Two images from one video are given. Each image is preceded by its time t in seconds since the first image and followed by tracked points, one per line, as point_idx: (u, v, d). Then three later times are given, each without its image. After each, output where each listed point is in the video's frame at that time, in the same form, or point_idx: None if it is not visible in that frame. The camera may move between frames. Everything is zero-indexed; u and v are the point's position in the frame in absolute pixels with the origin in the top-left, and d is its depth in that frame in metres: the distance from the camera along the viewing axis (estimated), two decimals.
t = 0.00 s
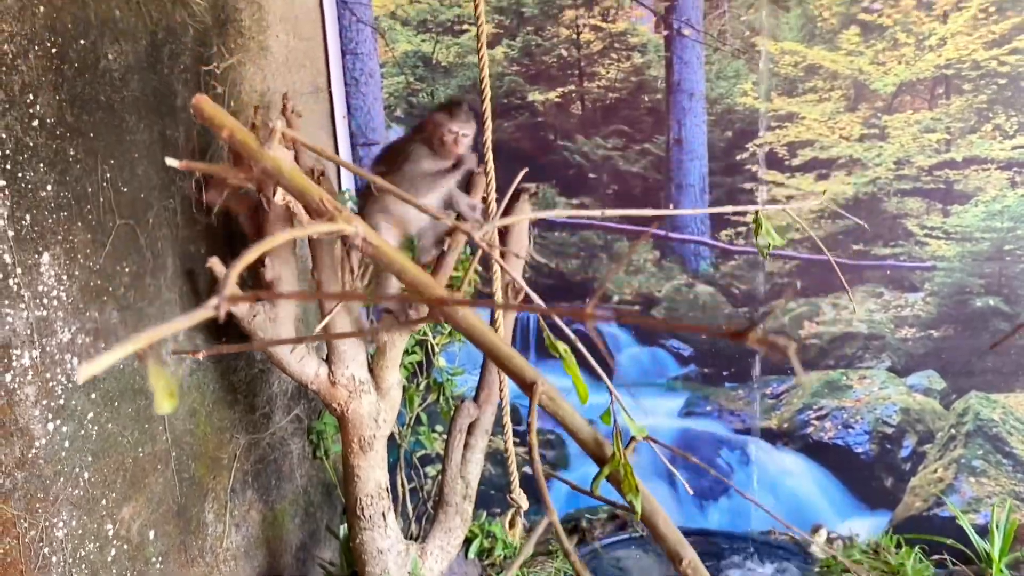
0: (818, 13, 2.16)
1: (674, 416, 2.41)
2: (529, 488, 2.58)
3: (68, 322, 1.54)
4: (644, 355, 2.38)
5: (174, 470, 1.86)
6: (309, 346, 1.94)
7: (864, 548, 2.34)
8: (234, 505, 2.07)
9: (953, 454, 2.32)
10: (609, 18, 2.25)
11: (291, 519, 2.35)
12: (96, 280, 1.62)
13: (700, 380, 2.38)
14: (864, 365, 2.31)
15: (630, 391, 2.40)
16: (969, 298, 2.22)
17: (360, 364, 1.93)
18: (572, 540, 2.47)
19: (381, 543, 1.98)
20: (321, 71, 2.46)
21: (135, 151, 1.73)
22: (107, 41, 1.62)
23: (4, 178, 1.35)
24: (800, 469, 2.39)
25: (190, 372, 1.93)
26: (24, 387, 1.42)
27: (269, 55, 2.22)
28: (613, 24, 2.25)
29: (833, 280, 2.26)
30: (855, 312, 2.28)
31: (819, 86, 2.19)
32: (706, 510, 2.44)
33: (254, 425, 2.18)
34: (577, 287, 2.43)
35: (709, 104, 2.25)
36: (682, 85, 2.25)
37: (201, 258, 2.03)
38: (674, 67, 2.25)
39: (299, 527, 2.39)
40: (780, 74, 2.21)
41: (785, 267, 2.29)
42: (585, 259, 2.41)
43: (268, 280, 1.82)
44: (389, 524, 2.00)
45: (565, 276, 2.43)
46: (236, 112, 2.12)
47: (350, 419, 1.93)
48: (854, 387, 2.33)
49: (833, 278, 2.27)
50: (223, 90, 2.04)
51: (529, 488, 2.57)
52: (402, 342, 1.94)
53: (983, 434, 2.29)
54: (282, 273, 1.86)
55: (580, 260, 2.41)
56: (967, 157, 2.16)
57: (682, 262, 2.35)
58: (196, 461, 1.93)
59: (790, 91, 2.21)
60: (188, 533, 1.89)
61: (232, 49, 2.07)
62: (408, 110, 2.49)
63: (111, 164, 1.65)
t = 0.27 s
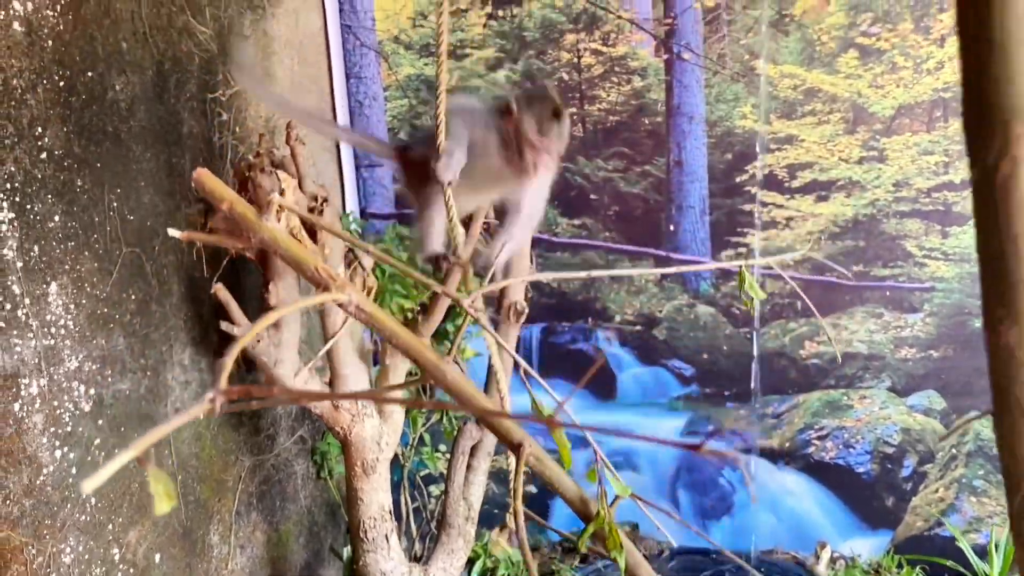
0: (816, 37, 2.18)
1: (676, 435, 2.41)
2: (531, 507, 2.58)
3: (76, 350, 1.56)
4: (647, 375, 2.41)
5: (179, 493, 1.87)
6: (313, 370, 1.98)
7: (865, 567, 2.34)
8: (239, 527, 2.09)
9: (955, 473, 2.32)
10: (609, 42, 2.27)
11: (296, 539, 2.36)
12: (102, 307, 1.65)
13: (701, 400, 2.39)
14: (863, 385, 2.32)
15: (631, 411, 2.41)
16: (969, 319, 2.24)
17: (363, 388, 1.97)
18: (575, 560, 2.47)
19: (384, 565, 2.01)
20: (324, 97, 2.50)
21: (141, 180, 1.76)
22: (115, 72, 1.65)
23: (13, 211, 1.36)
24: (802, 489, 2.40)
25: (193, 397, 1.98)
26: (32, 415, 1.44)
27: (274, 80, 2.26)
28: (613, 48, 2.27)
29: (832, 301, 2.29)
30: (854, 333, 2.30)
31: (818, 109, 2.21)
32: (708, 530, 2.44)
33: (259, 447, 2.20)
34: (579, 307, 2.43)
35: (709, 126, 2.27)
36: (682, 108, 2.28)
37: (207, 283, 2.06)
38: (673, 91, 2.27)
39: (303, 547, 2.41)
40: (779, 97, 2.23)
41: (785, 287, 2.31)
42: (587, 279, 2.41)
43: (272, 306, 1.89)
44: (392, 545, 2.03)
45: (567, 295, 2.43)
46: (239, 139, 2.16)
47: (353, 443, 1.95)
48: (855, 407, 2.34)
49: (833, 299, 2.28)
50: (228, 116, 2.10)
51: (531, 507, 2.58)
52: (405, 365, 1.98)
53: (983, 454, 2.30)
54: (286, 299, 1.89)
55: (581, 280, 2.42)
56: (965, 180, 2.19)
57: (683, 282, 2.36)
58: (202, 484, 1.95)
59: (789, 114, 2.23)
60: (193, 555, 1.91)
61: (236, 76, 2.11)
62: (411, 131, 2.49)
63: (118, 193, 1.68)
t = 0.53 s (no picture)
0: (805, 53, 2.19)
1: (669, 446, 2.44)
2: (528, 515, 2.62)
3: (73, 373, 1.59)
4: (639, 387, 2.43)
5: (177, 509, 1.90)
6: (308, 387, 2.02)
7: None
8: (236, 541, 2.11)
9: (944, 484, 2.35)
10: (600, 59, 2.29)
11: (293, 551, 2.39)
12: (100, 330, 1.67)
13: (693, 411, 2.42)
14: (854, 397, 2.33)
15: (623, 422, 2.45)
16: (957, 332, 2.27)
17: (358, 405, 2.02)
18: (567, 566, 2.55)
19: None
20: (321, 113, 2.52)
21: (137, 202, 1.78)
22: (111, 97, 1.67)
23: (10, 238, 1.37)
24: (793, 499, 2.43)
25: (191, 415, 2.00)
26: (30, 438, 1.46)
27: (269, 98, 2.29)
28: (604, 65, 2.30)
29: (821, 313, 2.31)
30: (844, 345, 2.31)
31: (807, 124, 2.23)
32: (701, 539, 2.48)
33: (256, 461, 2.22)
34: (572, 319, 2.47)
35: (699, 142, 2.30)
36: (672, 124, 2.30)
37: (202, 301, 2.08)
38: (663, 107, 2.30)
39: (300, 558, 2.43)
40: (768, 113, 2.25)
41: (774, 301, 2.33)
42: (580, 292, 2.45)
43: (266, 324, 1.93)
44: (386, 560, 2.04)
45: (560, 308, 2.48)
46: (235, 159, 2.16)
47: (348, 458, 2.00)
48: (845, 418, 2.35)
49: (822, 312, 2.31)
50: (223, 135, 2.11)
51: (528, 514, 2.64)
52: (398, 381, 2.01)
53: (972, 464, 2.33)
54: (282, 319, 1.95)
55: (575, 293, 2.46)
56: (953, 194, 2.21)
57: (675, 295, 2.39)
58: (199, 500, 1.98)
59: (778, 129, 2.24)
60: (190, 571, 1.93)
61: (232, 95, 2.13)
62: (405, 148, 2.51)
63: (115, 216, 1.70)
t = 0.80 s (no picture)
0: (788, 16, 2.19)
1: (649, 408, 2.47)
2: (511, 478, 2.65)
3: (52, 333, 1.58)
4: (620, 350, 2.46)
5: (159, 469, 1.92)
6: (290, 350, 2.03)
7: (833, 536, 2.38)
8: (220, 502, 2.14)
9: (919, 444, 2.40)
10: (583, 21, 2.28)
11: (277, 511, 2.42)
12: (79, 291, 1.67)
13: (673, 374, 2.44)
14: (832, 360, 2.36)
15: (604, 385, 2.49)
16: (933, 295, 2.30)
17: (340, 368, 2.06)
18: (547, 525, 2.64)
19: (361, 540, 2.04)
20: (302, 77, 2.50)
21: (116, 164, 1.77)
22: (88, 57, 1.64)
23: None
24: (771, 460, 2.46)
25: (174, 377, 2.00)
26: (10, 398, 1.45)
27: (249, 60, 2.26)
28: (587, 27, 2.28)
29: (800, 277, 2.33)
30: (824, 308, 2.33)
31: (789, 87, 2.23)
32: (680, 500, 2.51)
33: (239, 423, 2.24)
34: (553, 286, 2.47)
35: (681, 106, 2.30)
36: (655, 87, 2.30)
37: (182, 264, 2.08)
38: (646, 70, 2.29)
39: (285, 519, 2.46)
40: (750, 77, 2.24)
41: (754, 264, 2.35)
42: (563, 258, 2.44)
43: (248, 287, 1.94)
44: (369, 518, 2.09)
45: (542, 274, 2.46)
46: (215, 122, 2.15)
47: (331, 420, 2.02)
48: (823, 380, 2.38)
49: (801, 275, 2.33)
50: (202, 97, 2.09)
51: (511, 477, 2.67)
52: (379, 344, 2.03)
53: (946, 425, 2.37)
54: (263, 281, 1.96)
55: (556, 259, 2.44)
56: (931, 158, 2.22)
57: (656, 260, 2.41)
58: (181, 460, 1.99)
59: (759, 93, 2.24)
60: (173, 531, 1.96)
61: (211, 56, 2.10)
62: (387, 112, 2.49)
63: (94, 178, 1.69)
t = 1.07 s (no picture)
0: None
1: (630, 364, 2.49)
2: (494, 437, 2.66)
3: (27, 280, 1.56)
4: (601, 307, 2.47)
5: (138, 421, 1.92)
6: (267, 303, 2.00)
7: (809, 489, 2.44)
8: (200, 455, 2.14)
9: (895, 399, 2.42)
10: None
11: (258, 467, 2.43)
12: (54, 240, 1.65)
13: (653, 331, 2.46)
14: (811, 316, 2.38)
15: (585, 342, 2.50)
16: (911, 250, 2.31)
17: (319, 321, 2.00)
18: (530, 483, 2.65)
19: (341, 491, 2.06)
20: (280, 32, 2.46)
21: (91, 113, 1.74)
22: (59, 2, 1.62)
23: None
24: (749, 415, 2.50)
25: (153, 329, 1.98)
26: None
27: (225, 13, 2.23)
28: None
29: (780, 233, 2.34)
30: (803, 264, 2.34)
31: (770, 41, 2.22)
32: (660, 455, 2.55)
33: (218, 378, 2.24)
34: (535, 243, 2.47)
35: (662, 61, 2.29)
36: (636, 42, 2.29)
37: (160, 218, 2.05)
38: (627, 25, 2.28)
39: (265, 475, 2.47)
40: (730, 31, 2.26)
41: (734, 221, 2.36)
42: (544, 215, 2.45)
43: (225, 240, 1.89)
44: (349, 472, 2.08)
45: (524, 232, 2.47)
46: (192, 75, 2.12)
47: (309, 373, 2.01)
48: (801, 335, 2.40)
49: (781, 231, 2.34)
50: (178, 50, 2.06)
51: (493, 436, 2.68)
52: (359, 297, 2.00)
53: (923, 380, 2.40)
54: (239, 232, 1.91)
55: (538, 216, 2.45)
56: (910, 113, 2.22)
57: (637, 217, 2.40)
58: (160, 413, 1.99)
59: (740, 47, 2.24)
60: (153, 483, 1.96)
61: (187, 8, 2.07)
62: (366, 68, 2.47)
63: (67, 127, 1.67)
